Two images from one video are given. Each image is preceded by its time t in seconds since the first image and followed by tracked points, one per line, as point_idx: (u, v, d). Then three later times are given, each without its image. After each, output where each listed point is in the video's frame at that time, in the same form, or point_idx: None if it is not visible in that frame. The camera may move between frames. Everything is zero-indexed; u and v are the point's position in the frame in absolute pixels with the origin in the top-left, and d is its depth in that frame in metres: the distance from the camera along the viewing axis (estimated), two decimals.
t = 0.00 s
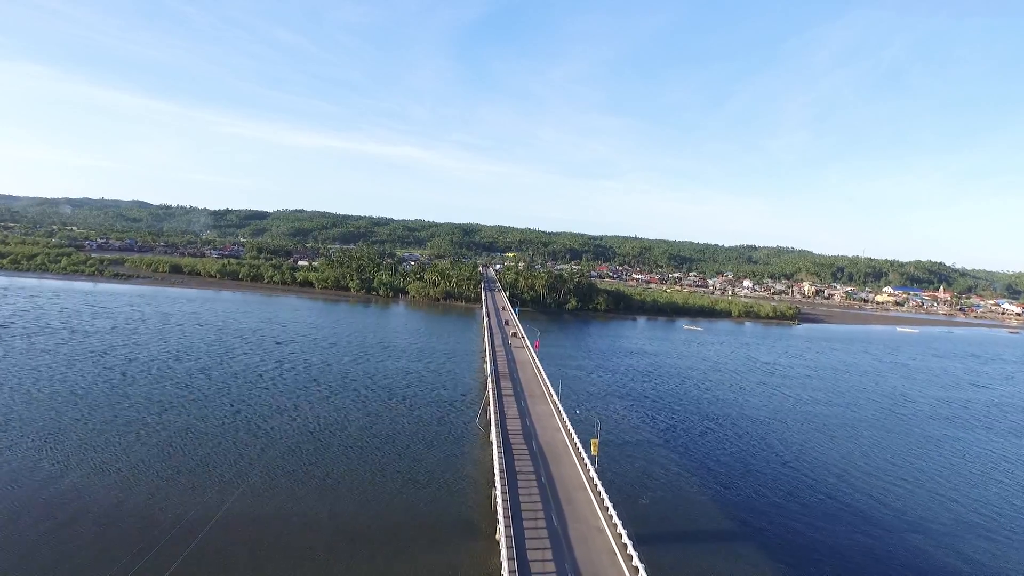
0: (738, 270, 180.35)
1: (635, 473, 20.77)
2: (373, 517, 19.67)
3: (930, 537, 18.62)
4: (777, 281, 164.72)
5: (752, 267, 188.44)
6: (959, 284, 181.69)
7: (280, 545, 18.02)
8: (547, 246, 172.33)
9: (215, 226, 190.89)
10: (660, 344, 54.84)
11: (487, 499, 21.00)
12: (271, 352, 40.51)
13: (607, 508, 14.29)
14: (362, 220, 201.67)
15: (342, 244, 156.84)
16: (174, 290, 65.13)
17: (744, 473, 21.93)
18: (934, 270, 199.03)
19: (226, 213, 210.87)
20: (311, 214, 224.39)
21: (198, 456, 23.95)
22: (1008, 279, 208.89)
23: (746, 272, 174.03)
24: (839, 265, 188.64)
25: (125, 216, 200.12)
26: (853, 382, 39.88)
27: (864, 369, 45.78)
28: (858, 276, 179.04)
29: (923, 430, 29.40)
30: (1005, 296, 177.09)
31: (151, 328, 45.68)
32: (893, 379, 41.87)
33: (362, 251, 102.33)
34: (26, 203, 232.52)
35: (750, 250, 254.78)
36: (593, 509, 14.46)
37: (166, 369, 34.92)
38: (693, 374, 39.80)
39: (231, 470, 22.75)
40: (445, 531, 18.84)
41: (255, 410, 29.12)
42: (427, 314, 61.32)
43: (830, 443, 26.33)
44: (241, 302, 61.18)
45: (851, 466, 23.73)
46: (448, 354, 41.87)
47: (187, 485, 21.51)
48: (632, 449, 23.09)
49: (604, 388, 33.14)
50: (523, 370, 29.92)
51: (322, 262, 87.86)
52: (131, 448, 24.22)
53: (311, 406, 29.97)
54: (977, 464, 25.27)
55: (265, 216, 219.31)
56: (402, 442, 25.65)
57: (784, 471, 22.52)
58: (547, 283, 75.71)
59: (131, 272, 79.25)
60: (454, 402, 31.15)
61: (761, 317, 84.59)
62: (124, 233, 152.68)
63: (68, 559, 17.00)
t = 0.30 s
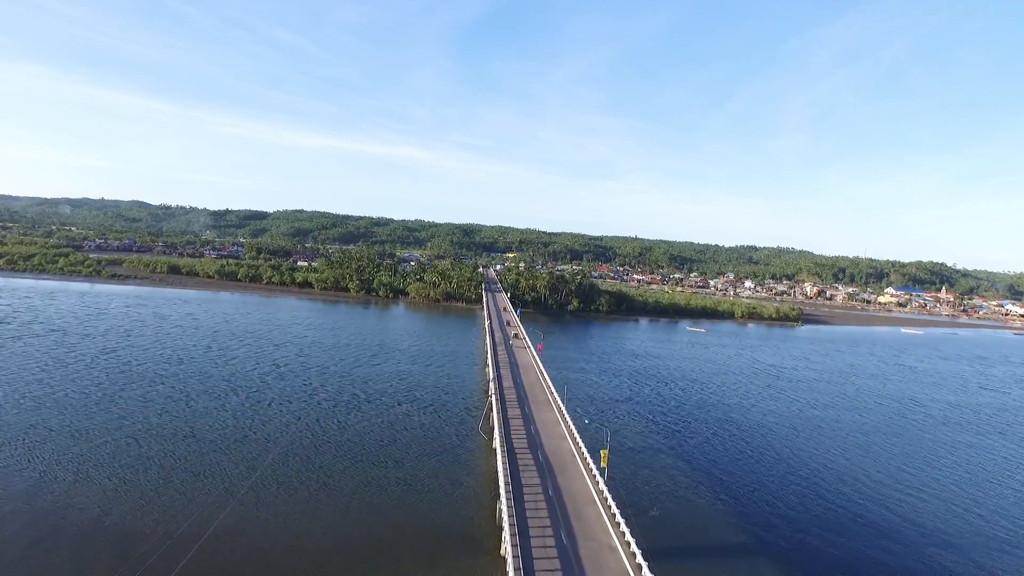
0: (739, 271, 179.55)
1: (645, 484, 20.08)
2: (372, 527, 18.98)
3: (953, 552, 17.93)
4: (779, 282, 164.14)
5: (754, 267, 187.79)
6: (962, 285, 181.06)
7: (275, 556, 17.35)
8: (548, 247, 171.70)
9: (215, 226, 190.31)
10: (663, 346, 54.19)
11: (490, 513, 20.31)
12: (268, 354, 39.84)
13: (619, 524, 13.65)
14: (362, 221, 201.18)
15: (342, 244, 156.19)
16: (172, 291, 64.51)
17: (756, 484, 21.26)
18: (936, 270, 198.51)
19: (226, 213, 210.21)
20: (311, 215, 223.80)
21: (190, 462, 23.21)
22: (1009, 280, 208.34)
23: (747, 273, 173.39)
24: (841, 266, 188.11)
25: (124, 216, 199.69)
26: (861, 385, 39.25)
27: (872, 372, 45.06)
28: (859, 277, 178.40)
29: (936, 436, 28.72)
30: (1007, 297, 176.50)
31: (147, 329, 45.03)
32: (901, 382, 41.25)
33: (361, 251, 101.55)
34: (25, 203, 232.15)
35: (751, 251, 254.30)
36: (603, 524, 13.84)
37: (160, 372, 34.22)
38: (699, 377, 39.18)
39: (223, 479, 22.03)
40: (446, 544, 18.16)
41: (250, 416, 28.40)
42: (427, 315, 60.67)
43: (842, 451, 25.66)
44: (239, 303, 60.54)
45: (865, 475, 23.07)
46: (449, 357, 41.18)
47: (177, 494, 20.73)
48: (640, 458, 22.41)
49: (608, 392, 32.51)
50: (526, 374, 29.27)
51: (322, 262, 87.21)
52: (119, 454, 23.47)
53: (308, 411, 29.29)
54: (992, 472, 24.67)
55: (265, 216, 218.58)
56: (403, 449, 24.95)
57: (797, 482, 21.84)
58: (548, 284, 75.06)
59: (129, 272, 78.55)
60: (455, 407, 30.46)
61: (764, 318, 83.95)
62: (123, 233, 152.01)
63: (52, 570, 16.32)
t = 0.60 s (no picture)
0: (739, 271, 178.95)
1: (655, 495, 19.46)
2: (370, 537, 18.31)
3: (974, 567, 17.29)
4: (780, 283, 163.68)
5: (755, 268, 187.30)
6: (964, 286, 180.52)
7: (270, 566, 16.72)
8: (548, 247, 171.23)
9: (215, 226, 190.02)
10: (666, 348, 53.50)
11: (492, 522, 19.68)
12: (266, 357, 39.19)
13: (631, 541, 13.09)
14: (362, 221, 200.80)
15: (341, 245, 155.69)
16: (169, 292, 63.90)
17: (768, 495, 20.63)
18: (937, 271, 198.03)
19: (225, 213, 209.60)
20: (311, 215, 223.50)
21: (184, 469, 22.57)
22: (1011, 281, 207.83)
23: (748, 273, 172.86)
24: (842, 266, 187.55)
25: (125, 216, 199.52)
26: (870, 389, 38.59)
27: (879, 375, 44.36)
28: (860, 278, 177.98)
29: (951, 443, 28.01)
30: (1010, 298, 175.90)
31: (144, 332, 44.39)
32: (910, 386, 40.58)
33: (360, 252, 100.80)
34: (26, 203, 232.28)
35: (751, 251, 254.71)
36: (615, 542, 13.30)
37: (155, 377, 33.55)
38: (705, 380, 38.49)
39: (218, 486, 21.37)
40: (448, 557, 17.50)
41: (246, 421, 27.73)
42: (427, 316, 60.01)
43: (855, 459, 25.02)
44: (237, 304, 59.93)
45: (880, 486, 22.38)
46: (450, 360, 40.50)
47: (170, 502, 20.05)
48: (648, 467, 21.77)
49: (613, 397, 31.87)
50: (530, 378, 28.65)
51: (322, 263, 86.59)
52: (111, 461, 22.80)
53: (306, 416, 28.63)
54: (1009, 481, 24.03)
55: (265, 216, 217.93)
56: (403, 456, 24.30)
57: (810, 492, 21.20)
58: (549, 285, 74.36)
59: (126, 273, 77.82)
60: (456, 412, 29.81)
61: (767, 319, 83.28)
62: (121, 233, 151.39)
63: None
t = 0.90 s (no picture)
0: (740, 271, 178.50)
1: (664, 510, 18.79)
2: (370, 547, 17.69)
3: None
4: (781, 283, 163.11)
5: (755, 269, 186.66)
6: (965, 287, 179.92)
7: None
8: (548, 248, 170.66)
9: (214, 226, 189.38)
10: (669, 350, 52.88)
11: (495, 533, 18.98)
12: (262, 361, 38.33)
13: (645, 561, 12.54)
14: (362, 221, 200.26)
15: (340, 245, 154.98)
16: (166, 293, 63.18)
17: (781, 508, 19.95)
18: (938, 271, 197.54)
19: (223, 214, 208.81)
20: (310, 216, 222.70)
21: (174, 477, 21.72)
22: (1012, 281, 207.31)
23: (749, 274, 172.36)
24: (843, 267, 186.98)
25: (123, 216, 198.77)
26: (878, 392, 37.96)
27: (886, 378, 43.66)
28: (861, 279, 177.50)
29: (963, 450, 27.41)
30: (1011, 299, 175.44)
31: (137, 334, 43.53)
32: (918, 389, 39.97)
33: (359, 253, 99.98)
34: (24, 203, 231.61)
35: (751, 253, 254.04)
36: (629, 562, 12.74)
37: (148, 380, 32.70)
38: (710, 384, 37.84)
39: (210, 495, 20.55)
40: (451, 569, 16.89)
41: (240, 426, 26.91)
42: (427, 318, 59.29)
43: (867, 468, 24.34)
44: (235, 305, 59.20)
45: (894, 496, 21.80)
46: (450, 364, 39.69)
47: (158, 512, 19.22)
48: (655, 478, 21.19)
49: (618, 402, 31.24)
50: (533, 383, 27.92)
51: (320, 264, 85.80)
52: (99, 468, 21.94)
53: (302, 422, 27.82)
54: None
55: (264, 216, 217.10)
56: (402, 463, 23.54)
57: (823, 506, 20.53)
58: (550, 286, 73.68)
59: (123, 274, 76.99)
60: (457, 417, 29.03)
61: (769, 321, 82.66)
62: (119, 233, 150.55)
63: None
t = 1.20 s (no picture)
0: (741, 272, 178.00)
1: (675, 525, 18.10)
2: (369, 560, 17.03)
3: None
4: (782, 284, 162.43)
5: (756, 270, 186.03)
6: (967, 287, 179.18)
7: None
8: (548, 249, 170.05)
9: (212, 227, 188.72)
10: (672, 352, 52.14)
11: (498, 543, 18.33)
12: (259, 363, 37.64)
13: None
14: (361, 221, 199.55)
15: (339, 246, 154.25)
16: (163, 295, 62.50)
17: (794, 522, 19.24)
18: (939, 272, 196.87)
19: (223, 214, 208.08)
20: (309, 216, 221.98)
21: (165, 486, 21.00)
22: (1014, 282, 206.64)
23: (749, 275, 171.72)
24: (844, 267, 186.27)
25: (122, 216, 198.13)
26: (887, 396, 37.28)
27: (894, 381, 42.88)
28: (862, 279, 176.92)
29: (978, 457, 26.75)
30: (1012, 300, 174.75)
31: (132, 336, 42.82)
32: (927, 392, 39.30)
33: (358, 253, 99.25)
34: (22, 203, 231.05)
35: (752, 253, 253.40)
36: None
37: (141, 384, 32.01)
38: (715, 387, 37.17)
39: (202, 505, 19.83)
40: None
41: (235, 431, 26.24)
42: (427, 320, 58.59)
43: (882, 477, 23.61)
44: (232, 307, 58.48)
45: (909, 506, 21.18)
46: (450, 366, 38.93)
47: (148, 523, 18.53)
48: (663, 488, 20.57)
49: (623, 407, 30.55)
50: (537, 388, 27.19)
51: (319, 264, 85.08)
52: (86, 477, 21.20)
53: (297, 426, 27.10)
54: None
55: (263, 216, 216.78)
56: (401, 469, 22.82)
57: (839, 519, 19.80)
58: (551, 287, 72.94)
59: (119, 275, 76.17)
60: (457, 422, 28.31)
61: (772, 322, 81.94)
62: (117, 233, 149.73)
63: None
